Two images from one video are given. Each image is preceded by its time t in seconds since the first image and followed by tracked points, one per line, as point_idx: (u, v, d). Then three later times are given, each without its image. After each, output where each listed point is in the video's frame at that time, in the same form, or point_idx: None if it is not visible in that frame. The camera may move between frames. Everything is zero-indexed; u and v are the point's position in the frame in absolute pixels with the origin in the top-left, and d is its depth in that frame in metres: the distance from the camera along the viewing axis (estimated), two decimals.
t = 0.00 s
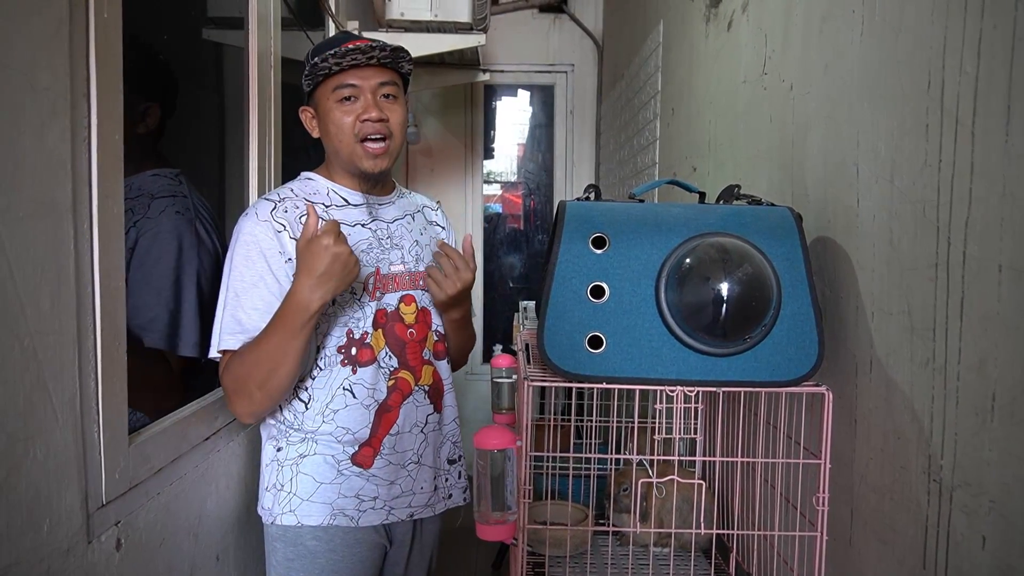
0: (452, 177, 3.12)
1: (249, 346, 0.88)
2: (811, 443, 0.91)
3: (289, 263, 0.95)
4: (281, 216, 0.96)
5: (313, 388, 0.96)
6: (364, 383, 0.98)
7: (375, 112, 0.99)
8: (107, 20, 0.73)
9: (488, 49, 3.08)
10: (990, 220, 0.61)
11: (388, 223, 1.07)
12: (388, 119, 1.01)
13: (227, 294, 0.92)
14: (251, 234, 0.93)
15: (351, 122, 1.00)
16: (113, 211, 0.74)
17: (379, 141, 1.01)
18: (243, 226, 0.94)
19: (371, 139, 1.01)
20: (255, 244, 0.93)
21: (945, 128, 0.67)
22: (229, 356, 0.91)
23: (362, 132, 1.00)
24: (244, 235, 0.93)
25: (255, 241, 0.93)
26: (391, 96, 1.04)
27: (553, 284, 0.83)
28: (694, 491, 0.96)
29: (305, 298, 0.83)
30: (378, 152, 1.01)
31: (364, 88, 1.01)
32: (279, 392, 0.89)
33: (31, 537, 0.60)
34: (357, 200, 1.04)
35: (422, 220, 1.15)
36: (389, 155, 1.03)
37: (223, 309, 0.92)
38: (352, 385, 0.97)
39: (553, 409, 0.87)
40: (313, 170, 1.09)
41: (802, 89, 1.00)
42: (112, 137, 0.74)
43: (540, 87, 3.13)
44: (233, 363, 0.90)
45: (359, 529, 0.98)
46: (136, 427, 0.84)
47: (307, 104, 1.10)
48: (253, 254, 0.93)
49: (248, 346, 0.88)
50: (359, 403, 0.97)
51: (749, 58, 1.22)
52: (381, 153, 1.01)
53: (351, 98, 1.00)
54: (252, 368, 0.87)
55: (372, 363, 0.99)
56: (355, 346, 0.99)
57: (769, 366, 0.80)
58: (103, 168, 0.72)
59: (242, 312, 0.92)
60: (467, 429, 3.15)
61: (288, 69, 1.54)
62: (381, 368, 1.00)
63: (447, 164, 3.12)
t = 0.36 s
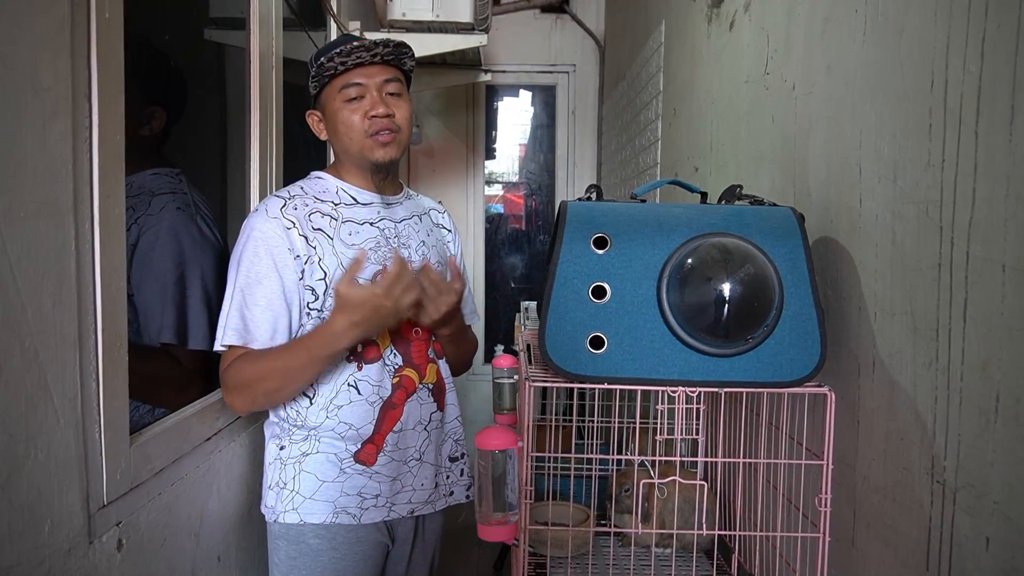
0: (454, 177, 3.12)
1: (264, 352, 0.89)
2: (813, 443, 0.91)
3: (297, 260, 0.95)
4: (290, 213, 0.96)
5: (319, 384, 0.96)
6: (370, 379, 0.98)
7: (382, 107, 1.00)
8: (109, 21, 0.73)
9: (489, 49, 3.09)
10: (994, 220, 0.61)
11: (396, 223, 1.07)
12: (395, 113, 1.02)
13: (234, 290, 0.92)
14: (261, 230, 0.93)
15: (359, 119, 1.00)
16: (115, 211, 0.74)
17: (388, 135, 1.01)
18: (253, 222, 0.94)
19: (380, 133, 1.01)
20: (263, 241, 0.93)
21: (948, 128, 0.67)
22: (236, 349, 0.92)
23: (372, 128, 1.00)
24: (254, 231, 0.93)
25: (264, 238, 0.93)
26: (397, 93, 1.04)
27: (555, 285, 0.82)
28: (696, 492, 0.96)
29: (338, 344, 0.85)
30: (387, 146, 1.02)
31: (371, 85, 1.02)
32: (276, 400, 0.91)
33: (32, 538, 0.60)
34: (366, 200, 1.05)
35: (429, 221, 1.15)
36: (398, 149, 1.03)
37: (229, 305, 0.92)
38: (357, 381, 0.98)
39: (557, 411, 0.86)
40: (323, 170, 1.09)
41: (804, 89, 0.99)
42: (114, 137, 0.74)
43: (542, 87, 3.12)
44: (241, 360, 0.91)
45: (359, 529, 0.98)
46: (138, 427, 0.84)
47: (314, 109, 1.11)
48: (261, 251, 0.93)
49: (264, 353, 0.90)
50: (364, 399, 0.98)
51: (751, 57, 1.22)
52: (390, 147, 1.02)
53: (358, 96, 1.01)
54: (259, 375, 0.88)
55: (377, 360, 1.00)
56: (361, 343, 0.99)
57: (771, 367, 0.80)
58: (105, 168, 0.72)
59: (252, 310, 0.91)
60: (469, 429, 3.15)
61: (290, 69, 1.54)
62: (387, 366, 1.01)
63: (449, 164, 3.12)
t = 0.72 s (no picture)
0: (455, 177, 3.11)
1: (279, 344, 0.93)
2: (814, 443, 0.91)
3: (296, 257, 0.96)
4: (291, 212, 0.97)
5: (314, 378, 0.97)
6: (362, 377, 0.99)
7: (381, 111, 1.01)
8: (109, 20, 0.73)
9: (491, 48, 3.08)
10: (996, 219, 0.60)
11: (398, 223, 1.06)
12: (394, 116, 1.02)
13: (236, 286, 0.93)
14: (262, 228, 0.94)
15: (359, 120, 1.01)
16: (115, 210, 0.74)
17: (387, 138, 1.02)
18: (254, 220, 0.95)
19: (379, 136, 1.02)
20: (264, 238, 0.94)
21: (950, 127, 0.67)
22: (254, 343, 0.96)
23: (370, 130, 1.01)
24: (255, 227, 0.94)
25: (265, 235, 0.94)
26: (397, 95, 1.04)
27: (554, 284, 0.82)
28: (697, 492, 0.96)
29: (353, 352, 0.89)
30: (386, 148, 1.02)
31: (370, 88, 1.02)
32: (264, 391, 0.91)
33: (32, 537, 0.60)
34: (368, 199, 1.04)
35: (435, 222, 1.14)
36: (397, 151, 1.03)
37: (230, 298, 0.94)
38: (350, 378, 0.98)
39: (557, 410, 0.86)
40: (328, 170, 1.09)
41: (805, 88, 0.99)
42: (114, 136, 0.74)
43: (543, 86, 3.12)
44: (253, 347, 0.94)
45: (354, 526, 0.98)
46: (139, 426, 0.84)
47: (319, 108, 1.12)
48: (261, 248, 0.94)
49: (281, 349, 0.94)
50: (357, 395, 0.99)
51: (752, 56, 1.22)
52: (389, 149, 1.02)
53: (358, 98, 1.01)
54: (265, 359, 0.91)
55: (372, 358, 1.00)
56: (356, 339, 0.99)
57: (772, 366, 0.80)
58: (105, 168, 0.72)
59: (251, 306, 0.93)
60: (470, 428, 3.15)
61: (291, 68, 1.54)
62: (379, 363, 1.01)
63: (450, 164, 3.11)
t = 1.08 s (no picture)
0: (455, 177, 3.11)
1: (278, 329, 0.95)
2: (815, 443, 0.90)
3: (296, 255, 0.96)
4: (291, 211, 0.97)
5: (314, 376, 0.98)
6: (361, 374, 0.99)
7: (384, 120, 1.00)
8: (110, 19, 0.73)
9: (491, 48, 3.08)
10: (996, 219, 0.60)
11: (397, 223, 1.06)
12: (396, 126, 1.01)
13: (238, 284, 0.94)
14: (263, 227, 0.95)
15: (361, 128, 1.01)
16: (115, 209, 0.74)
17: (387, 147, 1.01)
18: (255, 220, 0.95)
19: (379, 145, 1.01)
20: (264, 238, 0.94)
21: (951, 126, 0.66)
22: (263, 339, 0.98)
23: (372, 138, 1.01)
24: (256, 227, 0.95)
25: (265, 234, 0.94)
26: (402, 104, 1.03)
27: (554, 284, 0.82)
28: (697, 492, 0.96)
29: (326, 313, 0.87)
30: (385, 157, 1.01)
31: (375, 95, 1.02)
32: (256, 374, 0.91)
33: (32, 536, 0.60)
34: (367, 199, 1.04)
35: (435, 221, 1.14)
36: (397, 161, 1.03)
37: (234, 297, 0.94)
38: (349, 375, 0.99)
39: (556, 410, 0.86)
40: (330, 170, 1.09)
41: (806, 88, 0.99)
42: (115, 136, 0.74)
43: (544, 86, 3.12)
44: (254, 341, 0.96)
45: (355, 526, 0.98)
46: (141, 425, 0.84)
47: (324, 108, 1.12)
48: (261, 247, 0.94)
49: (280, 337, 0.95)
50: (356, 393, 0.99)
51: (752, 56, 1.22)
52: (388, 159, 1.01)
53: (362, 105, 1.01)
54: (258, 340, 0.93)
55: (370, 355, 1.00)
56: (354, 338, 1.00)
57: (773, 366, 0.80)
58: (106, 167, 0.72)
59: (255, 303, 0.93)
60: (471, 428, 3.15)
61: (292, 68, 1.54)
62: (378, 360, 1.01)
63: (450, 163, 3.11)
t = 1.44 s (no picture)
0: (456, 177, 3.12)
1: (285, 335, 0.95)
2: (816, 444, 0.90)
3: (297, 257, 0.96)
4: (293, 213, 0.98)
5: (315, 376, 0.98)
6: (359, 375, 1.00)
7: (385, 127, 1.00)
8: (111, 21, 0.73)
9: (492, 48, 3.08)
10: (997, 218, 0.60)
11: (397, 225, 1.06)
12: (397, 133, 1.01)
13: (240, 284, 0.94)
14: (265, 229, 0.95)
15: (361, 133, 1.01)
16: (117, 210, 0.74)
17: (387, 153, 1.02)
18: (258, 222, 0.96)
19: (379, 151, 1.01)
20: (266, 239, 0.95)
21: (952, 125, 0.66)
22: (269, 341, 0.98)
23: (371, 144, 1.01)
24: (258, 228, 0.95)
25: (267, 236, 0.95)
26: (404, 111, 1.03)
27: (555, 285, 0.82)
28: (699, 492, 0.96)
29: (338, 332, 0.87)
30: (385, 164, 1.01)
31: (377, 102, 1.01)
32: (262, 380, 0.92)
33: (35, 537, 0.60)
34: (367, 202, 1.04)
35: (436, 224, 1.14)
36: (396, 168, 1.03)
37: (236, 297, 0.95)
38: (349, 376, 0.99)
39: (556, 411, 0.86)
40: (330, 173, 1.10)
41: (807, 88, 0.99)
42: (116, 137, 0.74)
43: (545, 86, 3.12)
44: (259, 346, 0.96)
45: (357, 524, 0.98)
46: (145, 425, 0.85)
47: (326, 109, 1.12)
48: (264, 248, 0.94)
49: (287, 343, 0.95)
50: (355, 394, 0.99)
51: (753, 56, 1.22)
52: (388, 165, 1.02)
53: (363, 111, 1.01)
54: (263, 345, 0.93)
55: (368, 357, 1.01)
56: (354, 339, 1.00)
57: (774, 367, 0.80)
58: (108, 169, 0.72)
59: (258, 304, 0.94)
60: (472, 428, 3.15)
61: (292, 69, 1.54)
62: (377, 362, 1.01)
63: (451, 163, 3.11)
